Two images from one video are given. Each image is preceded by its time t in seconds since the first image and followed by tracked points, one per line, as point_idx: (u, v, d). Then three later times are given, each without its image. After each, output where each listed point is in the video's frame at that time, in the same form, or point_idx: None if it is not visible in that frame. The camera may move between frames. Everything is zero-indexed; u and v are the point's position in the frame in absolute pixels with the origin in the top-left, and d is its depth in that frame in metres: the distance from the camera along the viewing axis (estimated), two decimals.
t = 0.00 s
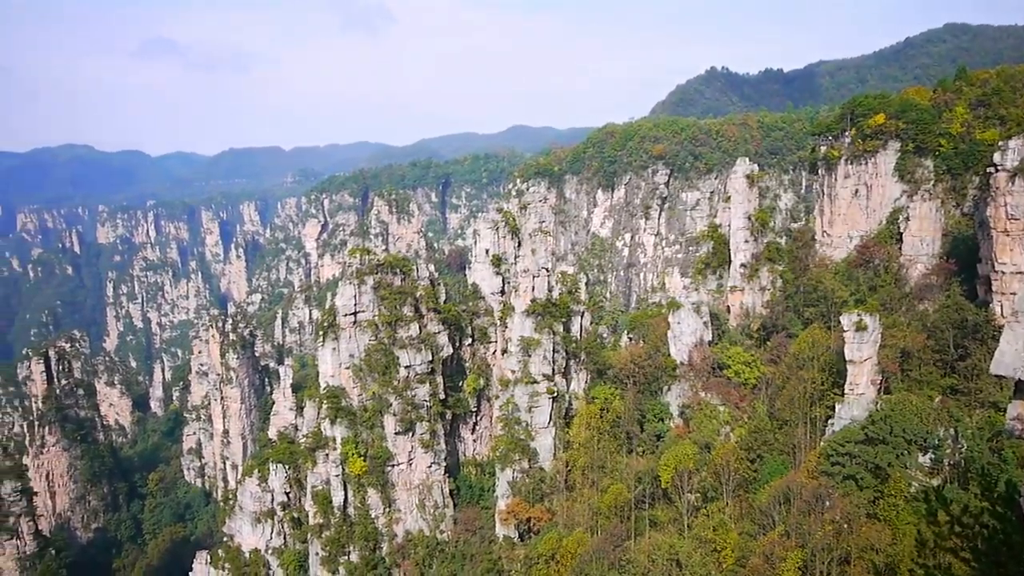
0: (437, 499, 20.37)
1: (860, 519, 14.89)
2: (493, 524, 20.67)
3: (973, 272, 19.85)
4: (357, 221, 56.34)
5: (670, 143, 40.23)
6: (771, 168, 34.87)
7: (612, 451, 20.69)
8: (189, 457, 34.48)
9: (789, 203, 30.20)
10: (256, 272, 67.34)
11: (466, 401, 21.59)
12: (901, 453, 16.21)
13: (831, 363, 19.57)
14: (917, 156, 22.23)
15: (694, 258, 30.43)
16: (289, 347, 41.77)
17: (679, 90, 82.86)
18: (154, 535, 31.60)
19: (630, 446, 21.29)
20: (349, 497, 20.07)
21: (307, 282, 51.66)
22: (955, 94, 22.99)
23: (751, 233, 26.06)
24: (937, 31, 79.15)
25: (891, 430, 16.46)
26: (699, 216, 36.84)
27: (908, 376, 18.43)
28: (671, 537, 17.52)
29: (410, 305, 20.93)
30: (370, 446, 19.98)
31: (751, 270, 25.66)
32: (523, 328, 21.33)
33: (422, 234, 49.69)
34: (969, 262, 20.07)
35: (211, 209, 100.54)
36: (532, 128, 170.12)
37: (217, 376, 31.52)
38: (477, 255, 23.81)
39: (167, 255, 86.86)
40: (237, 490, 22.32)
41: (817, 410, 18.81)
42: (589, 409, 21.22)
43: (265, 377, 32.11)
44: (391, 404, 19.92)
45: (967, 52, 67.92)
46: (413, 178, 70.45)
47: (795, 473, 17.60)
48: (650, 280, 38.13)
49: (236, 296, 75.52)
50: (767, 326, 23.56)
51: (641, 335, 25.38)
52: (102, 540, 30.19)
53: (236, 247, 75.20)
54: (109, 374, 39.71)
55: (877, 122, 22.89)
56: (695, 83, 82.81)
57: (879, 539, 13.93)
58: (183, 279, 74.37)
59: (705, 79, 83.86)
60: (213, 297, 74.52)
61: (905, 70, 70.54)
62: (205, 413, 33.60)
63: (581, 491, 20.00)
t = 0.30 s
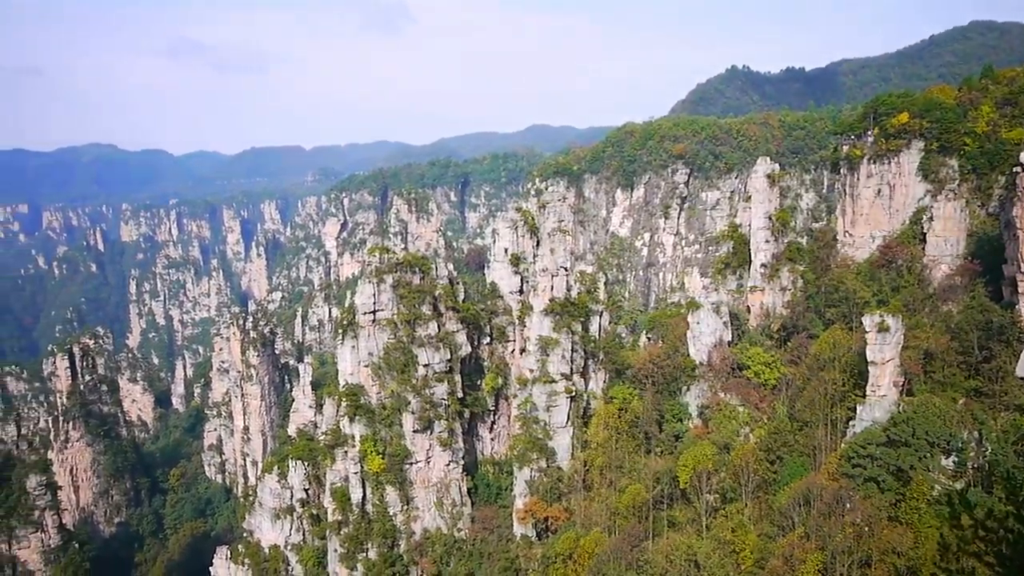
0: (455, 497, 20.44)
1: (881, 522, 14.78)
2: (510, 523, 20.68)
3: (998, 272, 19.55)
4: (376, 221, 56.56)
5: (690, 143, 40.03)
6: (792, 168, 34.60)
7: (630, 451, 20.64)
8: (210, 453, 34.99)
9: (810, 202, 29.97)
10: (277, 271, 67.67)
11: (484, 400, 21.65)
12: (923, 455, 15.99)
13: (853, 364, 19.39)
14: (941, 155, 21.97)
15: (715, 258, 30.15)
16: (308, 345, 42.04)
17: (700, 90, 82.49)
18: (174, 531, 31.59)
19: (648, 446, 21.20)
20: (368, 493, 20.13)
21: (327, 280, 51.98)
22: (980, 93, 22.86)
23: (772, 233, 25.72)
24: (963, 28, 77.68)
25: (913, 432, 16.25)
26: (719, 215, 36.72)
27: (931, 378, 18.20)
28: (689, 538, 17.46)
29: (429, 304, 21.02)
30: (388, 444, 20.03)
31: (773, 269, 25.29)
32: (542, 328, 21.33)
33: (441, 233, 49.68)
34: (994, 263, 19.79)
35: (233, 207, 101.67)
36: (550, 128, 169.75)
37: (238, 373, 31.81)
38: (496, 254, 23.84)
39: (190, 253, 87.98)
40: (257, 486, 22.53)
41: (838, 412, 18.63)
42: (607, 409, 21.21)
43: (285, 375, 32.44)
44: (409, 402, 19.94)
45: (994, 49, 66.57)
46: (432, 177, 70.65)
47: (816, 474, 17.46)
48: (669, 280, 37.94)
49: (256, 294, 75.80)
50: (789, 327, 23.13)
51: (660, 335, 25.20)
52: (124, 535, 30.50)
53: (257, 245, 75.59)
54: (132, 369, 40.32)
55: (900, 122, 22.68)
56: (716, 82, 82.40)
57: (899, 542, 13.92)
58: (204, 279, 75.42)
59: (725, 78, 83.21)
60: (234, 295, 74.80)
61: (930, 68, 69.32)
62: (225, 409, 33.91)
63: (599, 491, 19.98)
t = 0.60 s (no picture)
0: (472, 495, 20.48)
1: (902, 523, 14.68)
2: (527, 521, 20.67)
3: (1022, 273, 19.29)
4: (394, 218, 56.75)
5: (709, 140, 39.88)
6: (813, 166, 34.40)
7: (647, 449, 20.56)
8: (230, 449, 35.18)
9: (831, 200, 29.80)
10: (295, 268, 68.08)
11: (502, 399, 21.64)
12: (945, 456, 15.79)
13: (873, 364, 19.24)
14: (965, 153, 21.75)
15: (734, 256, 29.84)
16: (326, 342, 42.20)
17: (720, 87, 82.04)
18: (195, 525, 32.06)
19: (666, 446, 21.13)
20: (385, 491, 20.19)
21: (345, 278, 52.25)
22: (1005, 90, 22.64)
23: (792, 231, 25.36)
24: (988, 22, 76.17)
25: (935, 432, 16.03)
26: (738, 214, 36.55)
27: (953, 378, 17.98)
28: (706, 538, 17.40)
29: (447, 302, 21.07)
30: (406, 441, 20.10)
31: (792, 269, 25.10)
32: (559, 325, 21.28)
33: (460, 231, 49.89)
34: (1018, 263, 19.54)
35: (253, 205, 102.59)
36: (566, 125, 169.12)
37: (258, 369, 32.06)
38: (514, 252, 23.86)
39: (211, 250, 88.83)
40: (275, 482, 22.66)
41: (858, 412, 18.47)
42: (624, 407, 21.11)
43: (303, 372, 32.73)
44: (426, 400, 20.00)
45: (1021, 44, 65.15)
46: (450, 175, 70.72)
47: (835, 475, 17.30)
48: (687, 279, 37.81)
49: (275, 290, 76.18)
50: (808, 326, 23.17)
51: (678, 334, 24.99)
52: (145, 529, 30.86)
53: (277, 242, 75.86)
54: (153, 365, 40.82)
55: (923, 119, 22.44)
56: (736, 79, 81.99)
57: (921, 544, 13.87)
58: (224, 273, 75.60)
59: (745, 74, 82.65)
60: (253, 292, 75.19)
61: (954, 63, 68.03)
62: (245, 406, 34.16)
63: (616, 489, 19.91)
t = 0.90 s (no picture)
0: (486, 493, 20.50)
1: (920, 524, 14.56)
2: (542, 519, 20.63)
3: None
4: (408, 217, 56.83)
5: (725, 138, 39.72)
6: (830, 163, 34.73)
7: (662, 448, 20.50)
8: (246, 447, 35.53)
9: (848, 198, 29.66)
10: (311, 267, 68.64)
11: (516, 397, 21.64)
12: (965, 457, 15.63)
13: (891, 363, 19.09)
14: (985, 149, 21.41)
15: (749, 254, 29.62)
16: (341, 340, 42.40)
17: (736, 84, 81.65)
18: (212, 522, 32.24)
19: (681, 445, 21.05)
20: (400, 488, 20.25)
21: (361, 276, 52.50)
22: None
23: (809, 229, 24.98)
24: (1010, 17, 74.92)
25: (954, 432, 15.84)
26: (754, 211, 36.08)
27: (973, 378, 17.80)
28: (721, 537, 17.33)
29: (461, 300, 21.09)
30: (420, 439, 20.13)
31: (808, 267, 24.76)
32: (573, 324, 21.23)
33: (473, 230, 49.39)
34: None
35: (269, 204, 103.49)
36: (580, 124, 168.78)
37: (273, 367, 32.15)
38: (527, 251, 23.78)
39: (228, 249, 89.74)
40: (291, 479, 22.79)
41: (875, 411, 18.32)
42: (639, 406, 20.99)
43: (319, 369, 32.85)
44: (441, 397, 20.07)
45: None
46: (464, 174, 70.76)
47: (852, 475, 17.17)
48: (703, 277, 37.63)
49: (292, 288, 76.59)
50: (824, 325, 23.10)
51: (692, 332, 24.81)
52: (163, 525, 31.03)
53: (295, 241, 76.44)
54: (170, 363, 41.16)
55: (942, 116, 22.16)
56: (753, 76, 81.64)
57: (940, 545, 13.74)
58: (241, 272, 76.16)
59: (761, 72, 82.17)
60: (270, 290, 75.56)
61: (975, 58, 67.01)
62: (261, 403, 34.42)
63: (631, 488, 19.88)
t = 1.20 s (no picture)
0: (501, 491, 20.47)
1: (938, 525, 14.42)
2: (556, 517, 20.62)
3: None
4: (424, 215, 56.83)
5: (741, 136, 39.51)
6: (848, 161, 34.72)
7: (677, 447, 20.41)
8: (263, 443, 35.79)
9: (866, 196, 29.49)
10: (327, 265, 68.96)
11: (531, 395, 21.61)
12: (985, 457, 15.43)
13: (909, 362, 18.96)
14: (1007, 147, 21.20)
15: (766, 252, 29.39)
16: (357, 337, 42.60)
17: (752, 81, 81.16)
18: (229, 518, 32.44)
19: (696, 443, 20.98)
20: (415, 486, 20.34)
21: (376, 274, 52.71)
22: None
23: (826, 227, 24.74)
24: None
25: (974, 432, 15.65)
26: (770, 209, 35.60)
27: (993, 378, 17.61)
28: (737, 537, 17.28)
29: (477, 299, 21.10)
30: (436, 437, 20.17)
31: (826, 265, 24.53)
32: (589, 322, 21.20)
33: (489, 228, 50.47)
34: None
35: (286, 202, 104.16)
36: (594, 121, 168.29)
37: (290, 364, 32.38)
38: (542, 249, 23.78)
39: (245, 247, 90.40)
40: (307, 476, 22.99)
41: (893, 411, 18.16)
42: (655, 405, 20.92)
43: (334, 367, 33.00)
44: (456, 395, 20.14)
45: None
46: (479, 172, 70.70)
47: (869, 475, 17.05)
48: (719, 275, 37.48)
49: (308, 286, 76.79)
50: (842, 324, 22.91)
51: (708, 331, 24.67)
52: (181, 521, 31.25)
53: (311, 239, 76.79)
54: (189, 360, 41.59)
55: (963, 112, 21.95)
56: (770, 73, 81.16)
57: (959, 545, 13.61)
58: (258, 271, 76.61)
59: (779, 69, 81.55)
60: (286, 288, 75.95)
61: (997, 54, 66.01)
62: (278, 400, 34.66)
63: (646, 487, 19.86)
